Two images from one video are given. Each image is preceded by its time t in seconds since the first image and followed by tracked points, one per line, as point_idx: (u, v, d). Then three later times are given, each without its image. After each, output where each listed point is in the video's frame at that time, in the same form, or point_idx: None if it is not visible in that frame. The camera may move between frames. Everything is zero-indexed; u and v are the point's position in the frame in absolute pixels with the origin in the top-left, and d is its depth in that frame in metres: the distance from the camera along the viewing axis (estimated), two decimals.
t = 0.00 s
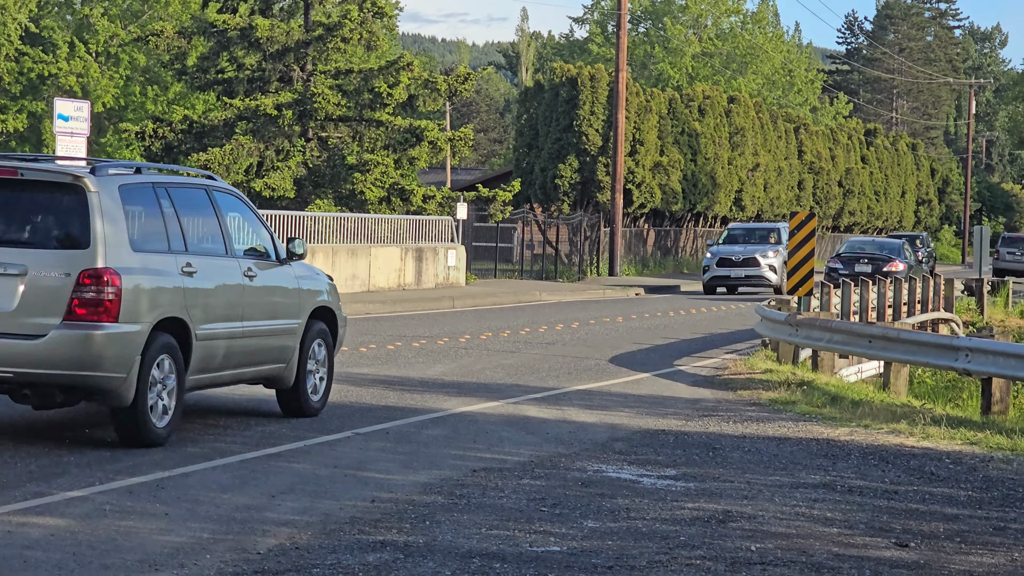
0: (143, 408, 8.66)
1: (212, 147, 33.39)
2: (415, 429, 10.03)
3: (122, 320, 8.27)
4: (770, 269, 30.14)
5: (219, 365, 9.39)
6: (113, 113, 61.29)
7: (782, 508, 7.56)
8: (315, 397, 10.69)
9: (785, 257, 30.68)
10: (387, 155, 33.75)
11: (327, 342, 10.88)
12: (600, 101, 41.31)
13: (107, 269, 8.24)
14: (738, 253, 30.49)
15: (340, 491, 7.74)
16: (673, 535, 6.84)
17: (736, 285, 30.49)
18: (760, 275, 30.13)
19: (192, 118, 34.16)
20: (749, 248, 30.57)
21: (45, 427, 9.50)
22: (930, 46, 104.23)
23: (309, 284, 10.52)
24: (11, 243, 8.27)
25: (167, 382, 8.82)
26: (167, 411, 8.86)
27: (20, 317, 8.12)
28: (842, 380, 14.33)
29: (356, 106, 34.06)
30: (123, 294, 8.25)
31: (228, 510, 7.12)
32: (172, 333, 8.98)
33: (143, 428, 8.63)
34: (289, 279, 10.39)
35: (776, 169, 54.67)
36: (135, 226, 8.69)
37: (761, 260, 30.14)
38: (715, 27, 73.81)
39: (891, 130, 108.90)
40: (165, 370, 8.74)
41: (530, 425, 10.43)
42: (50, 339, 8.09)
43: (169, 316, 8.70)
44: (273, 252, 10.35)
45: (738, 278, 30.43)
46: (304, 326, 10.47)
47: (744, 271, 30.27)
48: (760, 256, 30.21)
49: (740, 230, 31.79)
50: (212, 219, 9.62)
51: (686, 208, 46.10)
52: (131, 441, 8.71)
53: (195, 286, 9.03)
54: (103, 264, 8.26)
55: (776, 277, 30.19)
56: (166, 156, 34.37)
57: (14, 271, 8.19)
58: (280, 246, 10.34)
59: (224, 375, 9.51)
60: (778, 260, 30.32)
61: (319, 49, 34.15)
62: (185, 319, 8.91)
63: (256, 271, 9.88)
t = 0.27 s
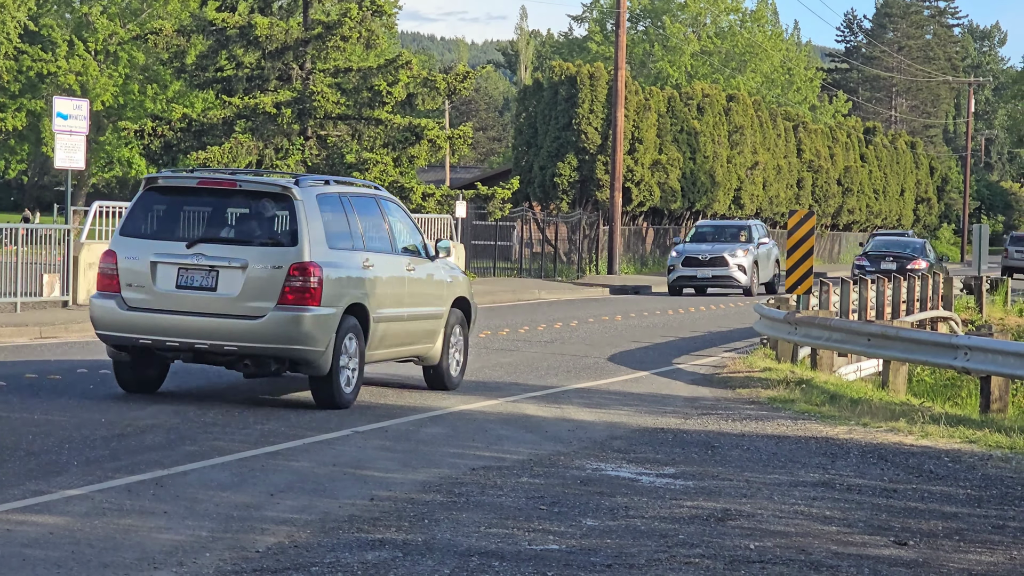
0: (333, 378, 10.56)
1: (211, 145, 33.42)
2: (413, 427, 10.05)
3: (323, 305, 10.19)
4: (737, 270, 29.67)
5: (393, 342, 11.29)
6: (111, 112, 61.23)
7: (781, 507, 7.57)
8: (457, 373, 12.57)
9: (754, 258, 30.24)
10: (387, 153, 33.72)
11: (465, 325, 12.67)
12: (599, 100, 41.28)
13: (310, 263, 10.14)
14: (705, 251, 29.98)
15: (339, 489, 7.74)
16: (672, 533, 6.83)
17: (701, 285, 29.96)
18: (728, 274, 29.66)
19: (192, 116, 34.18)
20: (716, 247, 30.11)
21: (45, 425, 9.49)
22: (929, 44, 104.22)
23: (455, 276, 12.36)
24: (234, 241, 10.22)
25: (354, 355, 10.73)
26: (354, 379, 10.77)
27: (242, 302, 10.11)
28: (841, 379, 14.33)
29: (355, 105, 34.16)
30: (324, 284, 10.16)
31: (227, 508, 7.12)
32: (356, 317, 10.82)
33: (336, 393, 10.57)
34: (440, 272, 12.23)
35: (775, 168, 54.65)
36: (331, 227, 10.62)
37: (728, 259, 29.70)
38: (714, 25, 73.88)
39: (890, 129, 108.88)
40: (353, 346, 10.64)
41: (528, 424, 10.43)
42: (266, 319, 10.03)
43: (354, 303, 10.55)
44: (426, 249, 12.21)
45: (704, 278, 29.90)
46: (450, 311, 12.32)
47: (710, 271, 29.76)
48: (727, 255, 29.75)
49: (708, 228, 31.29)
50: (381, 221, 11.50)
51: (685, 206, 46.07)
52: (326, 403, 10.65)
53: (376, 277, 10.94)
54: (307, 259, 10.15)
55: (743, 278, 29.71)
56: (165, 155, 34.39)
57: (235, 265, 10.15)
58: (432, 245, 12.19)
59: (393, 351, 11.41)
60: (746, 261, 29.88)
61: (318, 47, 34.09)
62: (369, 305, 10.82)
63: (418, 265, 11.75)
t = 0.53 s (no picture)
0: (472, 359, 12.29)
1: (215, 144, 33.46)
2: (417, 425, 10.05)
3: (467, 295, 11.96)
4: (708, 270, 27.81)
5: (517, 329, 13.03)
6: (115, 110, 61.30)
7: (784, 505, 7.56)
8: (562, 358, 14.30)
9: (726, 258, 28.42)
10: (390, 152, 33.71)
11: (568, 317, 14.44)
12: (603, 98, 41.23)
13: (455, 260, 11.91)
14: (674, 250, 27.99)
15: (343, 488, 7.75)
16: (675, 532, 6.83)
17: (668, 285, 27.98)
18: (697, 275, 27.75)
19: (196, 115, 34.18)
20: (686, 244, 28.20)
21: (50, 424, 9.51)
22: (933, 42, 104.15)
23: (563, 275, 14.16)
24: (392, 240, 11.98)
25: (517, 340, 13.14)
26: (489, 360, 12.51)
27: (400, 292, 11.86)
28: (844, 377, 14.33)
29: (359, 104, 34.04)
30: (467, 278, 11.91)
31: (231, 507, 7.12)
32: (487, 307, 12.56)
33: (476, 370, 12.32)
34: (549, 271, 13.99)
35: (779, 166, 54.59)
36: (470, 230, 12.41)
37: (699, 259, 27.79)
38: (718, 23, 73.86)
39: (894, 127, 108.74)
40: (488, 332, 12.39)
41: (532, 422, 10.44)
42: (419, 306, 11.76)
43: (489, 295, 12.32)
44: (537, 251, 13.99)
45: (671, 278, 27.91)
46: (559, 305, 14.12)
47: (679, 270, 27.81)
48: (698, 254, 27.84)
49: (677, 225, 29.42)
50: (504, 225, 13.31)
51: (689, 205, 46.01)
52: (465, 379, 12.39)
53: (505, 274, 12.72)
54: (452, 256, 11.90)
55: (715, 278, 27.84)
56: (169, 153, 34.42)
57: (392, 260, 11.91)
58: (543, 246, 13.96)
59: (517, 337, 13.15)
60: (717, 261, 28.03)
61: (322, 45, 34.05)
62: (500, 296, 12.57)
63: (534, 264, 13.53)
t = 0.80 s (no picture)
0: (576, 346, 13.80)
1: (221, 142, 33.46)
2: (423, 424, 10.05)
3: (574, 290, 13.38)
4: (673, 271, 26.39)
5: (612, 320, 14.56)
6: (121, 109, 61.36)
7: (790, 504, 7.55)
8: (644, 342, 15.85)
9: (693, 257, 27.02)
10: (396, 150, 33.82)
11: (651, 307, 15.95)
12: (608, 96, 41.23)
13: (563, 260, 13.34)
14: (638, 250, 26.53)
15: (348, 486, 7.75)
16: (680, 531, 6.82)
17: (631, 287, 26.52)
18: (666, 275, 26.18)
19: (201, 113, 34.17)
20: (651, 243, 26.78)
21: (55, 422, 9.52)
22: (938, 41, 104.05)
23: (647, 270, 15.67)
24: (508, 242, 13.42)
25: (589, 328, 14.02)
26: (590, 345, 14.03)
27: (516, 288, 13.32)
28: (850, 375, 14.31)
29: (365, 102, 34.25)
30: (574, 275, 13.33)
31: (236, 506, 7.13)
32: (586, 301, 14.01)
33: (579, 356, 13.89)
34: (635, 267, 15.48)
35: (785, 165, 54.55)
36: (573, 232, 13.87)
37: (664, 259, 26.37)
38: (724, 22, 73.86)
39: (900, 125, 108.60)
40: (589, 322, 13.90)
41: (538, 421, 10.44)
42: (534, 302, 13.23)
43: (590, 290, 13.78)
44: (625, 250, 15.50)
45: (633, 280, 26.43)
46: (644, 297, 15.61)
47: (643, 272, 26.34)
48: (662, 254, 26.43)
49: (643, 223, 27.99)
50: (599, 227, 14.78)
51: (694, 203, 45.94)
52: (570, 362, 13.93)
53: (602, 272, 14.20)
54: (561, 257, 13.36)
55: (680, 280, 26.41)
56: (175, 152, 34.44)
57: (509, 261, 13.37)
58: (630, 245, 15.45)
59: (610, 327, 14.68)
60: (683, 261, 26.63)
61: (328, 44, 34.22)
62: (599, 291, 14.08)
63: (624, 261, 15.03)
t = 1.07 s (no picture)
0: (656, 334, 15.58)
1: (224, 141, 33.46)
2: (426, 423, 10.05)
3: (654, 285, 15.16)
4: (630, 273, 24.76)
5: (684, 310, 16.39)
6: (125, 108, 61.37)
7: (793, 503, 7.55)
8: (710, 330, 17.70)
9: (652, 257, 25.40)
10: (400, 149, 33.78)
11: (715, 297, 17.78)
12: (612, 95, 41.19)
13: (644, 258, 15.14)
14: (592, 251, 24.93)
15: (352, 485, 7.75)
16: (684, 529, 6.82)
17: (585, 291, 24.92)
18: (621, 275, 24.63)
19: (205, 112, 34.18)
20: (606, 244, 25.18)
21: (59, 421, 9.53)
22: (943, 39, 103.83)
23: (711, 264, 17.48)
24: (595, 244, 15.27)
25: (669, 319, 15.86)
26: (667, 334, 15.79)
27: (603, 283, 15.14)
28: (854, 374, 14.30)
29: (369, 100, 34.00)
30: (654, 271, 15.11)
31: (240, 504, 7.13)
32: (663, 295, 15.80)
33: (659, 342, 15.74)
34: (702, 263, 17.32)
35: (789, 163, 54.52)
36: (652, 234, 15.68)
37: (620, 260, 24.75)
38: (727, 20, 73.79)
39: (904, 124, 108.51)
40: (667, 315, 15.63)
41: (542, 419, 10.44)
42: (620, 295, 15.04)
43: (667, 285, 15.57)
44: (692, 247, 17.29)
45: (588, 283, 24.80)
46: (710, 289, 17.43)
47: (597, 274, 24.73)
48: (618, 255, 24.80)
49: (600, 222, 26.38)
50: (671, 227, 16.60)
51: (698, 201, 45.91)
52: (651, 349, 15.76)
53: (677, 267, 16.03)
54: (642, 255, 15.15)
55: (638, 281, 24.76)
56: (179, 151, 34.45)
57: (596, 260, 15.21)
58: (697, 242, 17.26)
59: (682, 317, 16.49)
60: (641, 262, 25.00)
61: (331, 43, 34.18)
62: (674, 285, 15.89)
63: (693, 257, 16.85)
